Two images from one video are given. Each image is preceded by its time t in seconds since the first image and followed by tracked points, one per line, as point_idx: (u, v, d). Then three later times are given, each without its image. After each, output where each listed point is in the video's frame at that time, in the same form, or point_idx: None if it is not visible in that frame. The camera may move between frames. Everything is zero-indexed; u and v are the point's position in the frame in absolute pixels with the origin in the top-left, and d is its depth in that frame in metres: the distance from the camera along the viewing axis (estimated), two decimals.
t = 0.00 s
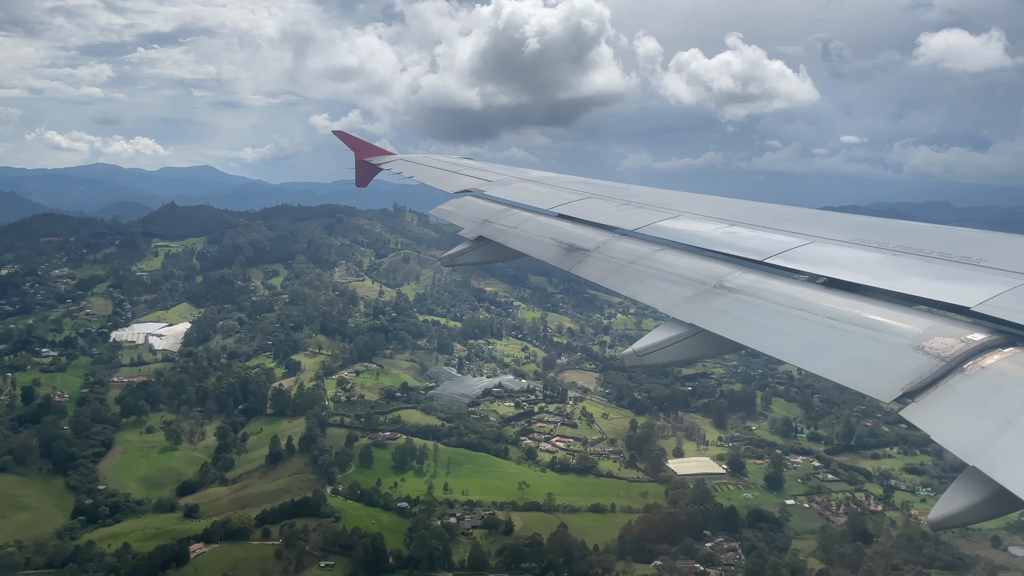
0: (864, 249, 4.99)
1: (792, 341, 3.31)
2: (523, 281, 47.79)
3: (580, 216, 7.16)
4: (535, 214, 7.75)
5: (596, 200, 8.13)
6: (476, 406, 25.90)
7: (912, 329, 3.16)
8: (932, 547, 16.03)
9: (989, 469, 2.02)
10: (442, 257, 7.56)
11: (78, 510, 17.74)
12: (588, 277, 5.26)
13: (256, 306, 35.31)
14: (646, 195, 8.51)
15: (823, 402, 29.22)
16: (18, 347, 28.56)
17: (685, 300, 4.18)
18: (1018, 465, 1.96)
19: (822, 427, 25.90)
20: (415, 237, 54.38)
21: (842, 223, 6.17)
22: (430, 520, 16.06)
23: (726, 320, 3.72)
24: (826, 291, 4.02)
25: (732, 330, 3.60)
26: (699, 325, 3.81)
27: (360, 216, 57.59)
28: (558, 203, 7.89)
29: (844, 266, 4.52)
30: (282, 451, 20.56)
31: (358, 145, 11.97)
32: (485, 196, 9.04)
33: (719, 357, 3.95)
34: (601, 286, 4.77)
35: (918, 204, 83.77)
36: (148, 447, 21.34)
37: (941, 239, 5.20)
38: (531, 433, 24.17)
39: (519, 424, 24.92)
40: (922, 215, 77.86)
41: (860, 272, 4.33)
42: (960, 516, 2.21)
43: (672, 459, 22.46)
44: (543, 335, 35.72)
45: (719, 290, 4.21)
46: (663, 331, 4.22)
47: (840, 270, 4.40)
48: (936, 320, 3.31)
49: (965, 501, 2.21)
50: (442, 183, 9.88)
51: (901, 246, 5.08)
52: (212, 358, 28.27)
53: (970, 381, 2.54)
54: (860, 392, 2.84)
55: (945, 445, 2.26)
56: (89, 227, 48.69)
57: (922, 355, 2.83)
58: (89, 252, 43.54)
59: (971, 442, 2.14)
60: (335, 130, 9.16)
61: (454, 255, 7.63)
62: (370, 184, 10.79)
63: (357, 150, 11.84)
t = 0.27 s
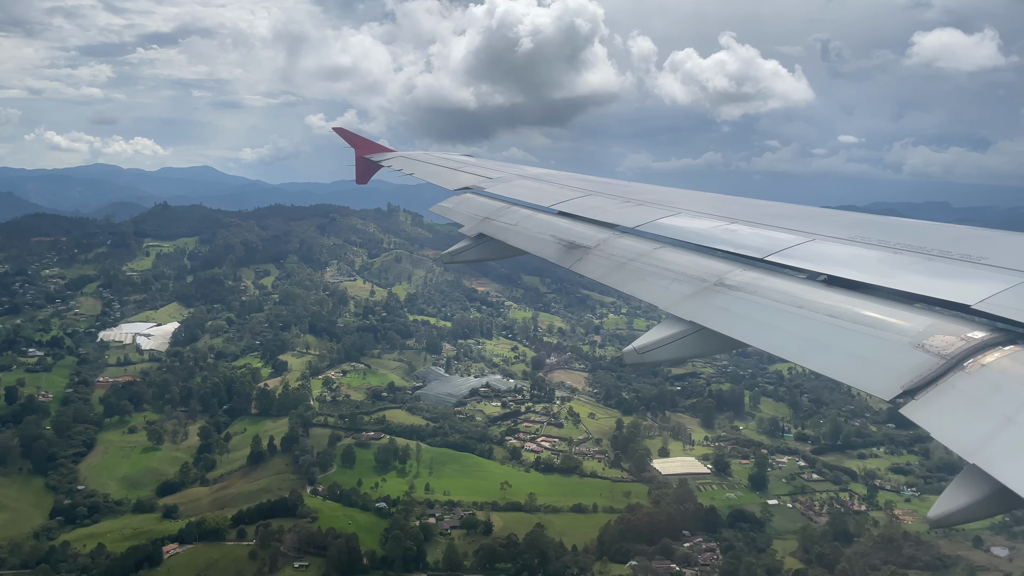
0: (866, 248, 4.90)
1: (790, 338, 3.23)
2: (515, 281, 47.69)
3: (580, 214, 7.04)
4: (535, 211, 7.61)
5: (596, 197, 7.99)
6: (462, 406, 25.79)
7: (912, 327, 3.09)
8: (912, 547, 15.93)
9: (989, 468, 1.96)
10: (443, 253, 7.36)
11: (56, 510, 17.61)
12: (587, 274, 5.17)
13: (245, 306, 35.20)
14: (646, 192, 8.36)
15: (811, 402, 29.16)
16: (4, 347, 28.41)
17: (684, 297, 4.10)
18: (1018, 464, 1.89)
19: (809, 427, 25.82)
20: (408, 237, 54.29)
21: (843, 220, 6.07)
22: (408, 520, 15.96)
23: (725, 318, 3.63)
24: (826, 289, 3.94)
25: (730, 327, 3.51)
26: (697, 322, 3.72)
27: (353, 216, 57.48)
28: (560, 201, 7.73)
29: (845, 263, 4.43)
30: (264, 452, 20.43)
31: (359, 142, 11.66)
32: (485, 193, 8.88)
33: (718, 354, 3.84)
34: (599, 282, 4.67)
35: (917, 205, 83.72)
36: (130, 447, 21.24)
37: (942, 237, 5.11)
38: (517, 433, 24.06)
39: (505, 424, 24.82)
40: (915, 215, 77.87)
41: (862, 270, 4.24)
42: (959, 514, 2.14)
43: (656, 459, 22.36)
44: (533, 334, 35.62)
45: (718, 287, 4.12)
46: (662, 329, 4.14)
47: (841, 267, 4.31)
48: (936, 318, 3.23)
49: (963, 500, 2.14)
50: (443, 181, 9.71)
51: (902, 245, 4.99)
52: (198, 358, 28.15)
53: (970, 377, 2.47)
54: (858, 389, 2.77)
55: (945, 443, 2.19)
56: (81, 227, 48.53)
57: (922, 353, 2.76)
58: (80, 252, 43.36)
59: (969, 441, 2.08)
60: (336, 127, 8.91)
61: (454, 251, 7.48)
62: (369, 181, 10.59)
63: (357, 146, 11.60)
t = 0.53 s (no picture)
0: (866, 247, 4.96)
1: (792, 339, 3.32)
2: (508, 281, 47.59)
3: (581, 215, 7.07)
4: (536, 211, 7.62)
5: (597, 196, 8.00)
6: (449, 406, 25.70)
7: (912, 327, 3.19)
8: (891, 547, 15.88)
9: (987, 465, 2.07)
10: (443, 254, 7.41)
11: (34, 510, 17.50)
12: (590, 275, 5.24)
13: (235, 306, 35.09)
14: (644, 191, 8.38)
15: (799, 402, 29.11)
16: None
17: (686, 298, 4.18)
18: (1018, 462, 1.99)
19: (795, 427, 25.77)
20: (400, 237, 54.19)
21: (840, 220, 6.13)
22: (387, 520, 15.90)
23: (728, 318, 3.72)
24: (827, 288, 4.02)
25: (733, 327, 3.60)
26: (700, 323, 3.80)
27: (346, 216, 57.36)
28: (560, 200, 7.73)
29: (844, 262, 4.51)
30: (245, 452, 20.33)
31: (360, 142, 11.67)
32: (485, 193, 8.87)
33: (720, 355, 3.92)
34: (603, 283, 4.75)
35: (917, 205, 83.36)
36: (111, 447, 21.15)
37: (941, 237, 5.17)
38: (502, 433, 23.99)
39: (491, 424, 24.74)
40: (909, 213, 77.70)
41: (861, 270, 4.30)
42: (961, 512, 2.23)
43: (641, 459, 22.30)
44: (523, 334, 35.54)
45: (720, 288, 4.21)
46: (664, 328, 4.23)
47: (840, 267, 4.38)
48: (934, 317, 3.34)
49: (962, 499, 2.24)
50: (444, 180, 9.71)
51: (900, 244, 5.05)
52: (184, 358, 28.04)
53: (970, 378, 2.58)
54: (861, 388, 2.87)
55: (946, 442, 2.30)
56: (72, 227, 48.34)
57: (923, 353, 2.87)
58: (71, 252, 43.16)
59: (968, 441, 2.18)
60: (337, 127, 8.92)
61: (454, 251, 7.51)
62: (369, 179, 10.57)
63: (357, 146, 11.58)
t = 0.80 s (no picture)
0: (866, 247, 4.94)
1: (793, 340, 3.31)
2: (500, 281, 47.49)
3: (581, 215, 7.03)
4: (537, 211, 7.53)
5: (598, 197, 7.91)
6: (435, 406, 25.60)
7: (912, 327, 3.19)
8: (871, 548, 15.82)
9: (988, 466, 2.06)
10: (442, 254, 7.26)
11: (11, 510, 17.35)
12: (590, 275, 5.21)
13: (224, 306, 35.01)
14: (644, 190, 8.34)
15: (788, 401, 29.03)
16: None
17: (686, 297, 4.17)
18: (1017, 462, 1.99)
19: (782, 426, 25.72)
20: (393, 237, 54.10)
21: (840, 220, 6.12)
22: (364, 521, 15.81)
23: (728, 318, 3.71)
24: (826, 289, 4.01)
25: (733, 328, 3.58)
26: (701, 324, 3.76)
27: (339, 216, 57.28)
28: (561, 200, 7.65)
29: (844, 263, 4.49)
30: (226, 452, 20.24)
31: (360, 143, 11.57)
32: (485, 193, 8.78)
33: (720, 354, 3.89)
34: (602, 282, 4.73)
35: (918, 204, 83.03)
36: (93, 448, 21.05)
37: (941, 237, 5.15)
38: (487, 433, 23.89)
39: (476, 424, 24.64)
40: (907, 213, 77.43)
41: (863, 271, 4.30)
42: (960, 511, 2.22)
43: (625, 459, 22.23)
44: (513, 334, 35.45)
45: (719, 288, 4.20)
46: (664, 328, 4.21)
47: (842, 268, 4.37)
48: (934, 318, 3.33)
49: (962, 498, 2.23)
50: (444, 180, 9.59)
51: (900, 244, 5.03)
52: (170, 358, 27.95)
53: (970, 378, 2.58)
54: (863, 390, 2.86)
55: (947, 443, 2.30)
56: (63, 227, 48.20)
57: (922, 353, 2.87)
58: (62, 252, 43.01)
59: (967, 441, 2.19)
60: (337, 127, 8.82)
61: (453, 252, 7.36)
62: (368, 179, 10.47)
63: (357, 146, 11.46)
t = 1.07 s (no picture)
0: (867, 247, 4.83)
1: (790, 339, 3.19)
2: (492, 281, 47.42)
3: (579, 214, 6.94)
4: (536, 211, 7.45)
5: (597, 197, 7.82)
6: (421, 406, 25.49)
7: (914, 327, 3.06)
8: (850, 548, 15.74)
9: (990, 467, 1.95)
10: (443, 254, 7.19)
11: None
12: (588, 275, 5.11)
13: (213, 306, 34.95)
14: (645, 191, 8.26)
15: (776, 401, 28.97)
16: None
17: (684, 297, 4.05)
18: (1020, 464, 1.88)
19: (768, 426, 25.63)
20: (386, 237, 54.05)
21: (840, 221, 6.00)
22: (341, 521, 15.73)
23: (725, 317, 3.60)
24: (826, 287, 3.89)
25: (730, 327, 3.47)
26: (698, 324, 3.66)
27: (333, 216, 57.23)
28: (562, 201, 7.57)
29: (843, 262, 4.38)
30: (207, 452, 20.14)
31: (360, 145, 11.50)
32: (485, 193, 8.70)
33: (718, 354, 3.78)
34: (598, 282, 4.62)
35: (914, 205, 83.03)
36: (74, 448, 20.93)
37: (944, 237, 5.03)
38: (472, 433, 23.79)
39: (462, 424, 24.54)
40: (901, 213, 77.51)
41: (863, 269, 4.18)
42: (961, 512, 2.10)
43: (609, 458, 22.14)
44: (503, 334, 35.38)
45: (717, 287, 4.09)
46: (662, 330, 4.11)
47: (841, 267, 4.24)
48: (937, 317, 3.20)
49: (964, 498, 2.11)
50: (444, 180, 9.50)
51: (902, 244, 4.92)
52: (155, 359, 27.86)
53: (970, 377, 2.46)
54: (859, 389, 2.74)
55: (946, 444, 2.18)
56: (54, 227, 48.05)
57: (921, 353, 2.75)
58: (52, 251, 42.85)
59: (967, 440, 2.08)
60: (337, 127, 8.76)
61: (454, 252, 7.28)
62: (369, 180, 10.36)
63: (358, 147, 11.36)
